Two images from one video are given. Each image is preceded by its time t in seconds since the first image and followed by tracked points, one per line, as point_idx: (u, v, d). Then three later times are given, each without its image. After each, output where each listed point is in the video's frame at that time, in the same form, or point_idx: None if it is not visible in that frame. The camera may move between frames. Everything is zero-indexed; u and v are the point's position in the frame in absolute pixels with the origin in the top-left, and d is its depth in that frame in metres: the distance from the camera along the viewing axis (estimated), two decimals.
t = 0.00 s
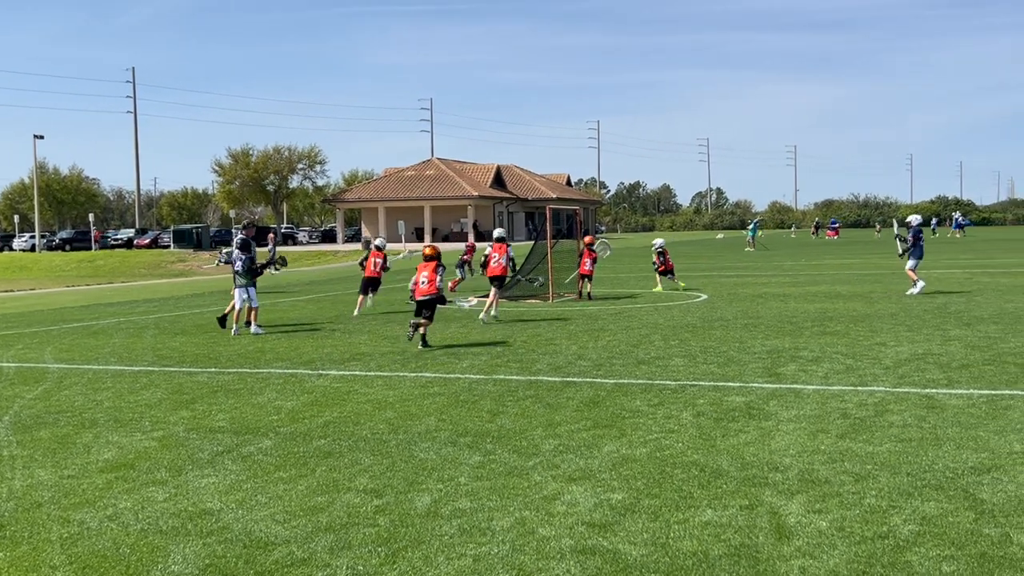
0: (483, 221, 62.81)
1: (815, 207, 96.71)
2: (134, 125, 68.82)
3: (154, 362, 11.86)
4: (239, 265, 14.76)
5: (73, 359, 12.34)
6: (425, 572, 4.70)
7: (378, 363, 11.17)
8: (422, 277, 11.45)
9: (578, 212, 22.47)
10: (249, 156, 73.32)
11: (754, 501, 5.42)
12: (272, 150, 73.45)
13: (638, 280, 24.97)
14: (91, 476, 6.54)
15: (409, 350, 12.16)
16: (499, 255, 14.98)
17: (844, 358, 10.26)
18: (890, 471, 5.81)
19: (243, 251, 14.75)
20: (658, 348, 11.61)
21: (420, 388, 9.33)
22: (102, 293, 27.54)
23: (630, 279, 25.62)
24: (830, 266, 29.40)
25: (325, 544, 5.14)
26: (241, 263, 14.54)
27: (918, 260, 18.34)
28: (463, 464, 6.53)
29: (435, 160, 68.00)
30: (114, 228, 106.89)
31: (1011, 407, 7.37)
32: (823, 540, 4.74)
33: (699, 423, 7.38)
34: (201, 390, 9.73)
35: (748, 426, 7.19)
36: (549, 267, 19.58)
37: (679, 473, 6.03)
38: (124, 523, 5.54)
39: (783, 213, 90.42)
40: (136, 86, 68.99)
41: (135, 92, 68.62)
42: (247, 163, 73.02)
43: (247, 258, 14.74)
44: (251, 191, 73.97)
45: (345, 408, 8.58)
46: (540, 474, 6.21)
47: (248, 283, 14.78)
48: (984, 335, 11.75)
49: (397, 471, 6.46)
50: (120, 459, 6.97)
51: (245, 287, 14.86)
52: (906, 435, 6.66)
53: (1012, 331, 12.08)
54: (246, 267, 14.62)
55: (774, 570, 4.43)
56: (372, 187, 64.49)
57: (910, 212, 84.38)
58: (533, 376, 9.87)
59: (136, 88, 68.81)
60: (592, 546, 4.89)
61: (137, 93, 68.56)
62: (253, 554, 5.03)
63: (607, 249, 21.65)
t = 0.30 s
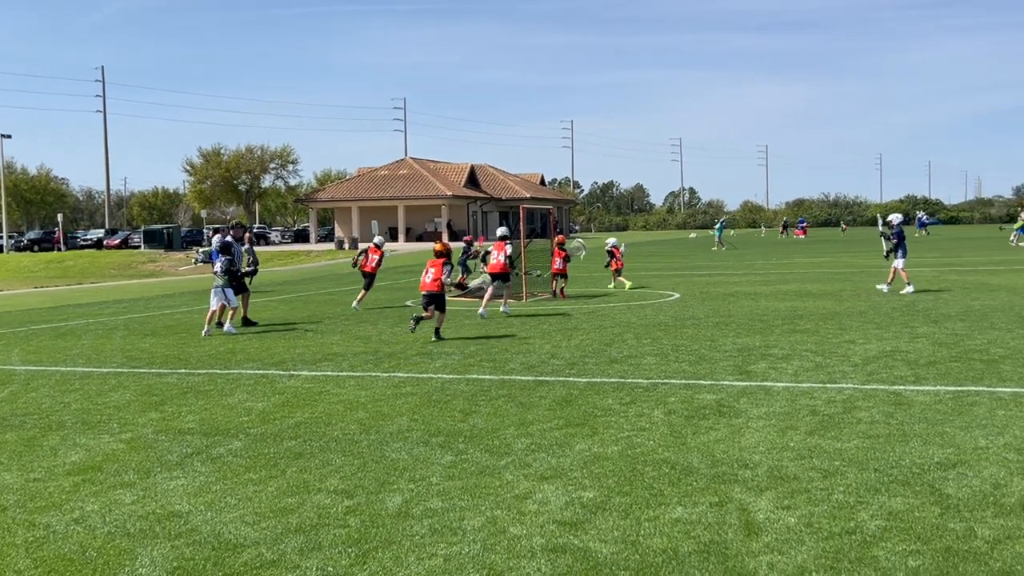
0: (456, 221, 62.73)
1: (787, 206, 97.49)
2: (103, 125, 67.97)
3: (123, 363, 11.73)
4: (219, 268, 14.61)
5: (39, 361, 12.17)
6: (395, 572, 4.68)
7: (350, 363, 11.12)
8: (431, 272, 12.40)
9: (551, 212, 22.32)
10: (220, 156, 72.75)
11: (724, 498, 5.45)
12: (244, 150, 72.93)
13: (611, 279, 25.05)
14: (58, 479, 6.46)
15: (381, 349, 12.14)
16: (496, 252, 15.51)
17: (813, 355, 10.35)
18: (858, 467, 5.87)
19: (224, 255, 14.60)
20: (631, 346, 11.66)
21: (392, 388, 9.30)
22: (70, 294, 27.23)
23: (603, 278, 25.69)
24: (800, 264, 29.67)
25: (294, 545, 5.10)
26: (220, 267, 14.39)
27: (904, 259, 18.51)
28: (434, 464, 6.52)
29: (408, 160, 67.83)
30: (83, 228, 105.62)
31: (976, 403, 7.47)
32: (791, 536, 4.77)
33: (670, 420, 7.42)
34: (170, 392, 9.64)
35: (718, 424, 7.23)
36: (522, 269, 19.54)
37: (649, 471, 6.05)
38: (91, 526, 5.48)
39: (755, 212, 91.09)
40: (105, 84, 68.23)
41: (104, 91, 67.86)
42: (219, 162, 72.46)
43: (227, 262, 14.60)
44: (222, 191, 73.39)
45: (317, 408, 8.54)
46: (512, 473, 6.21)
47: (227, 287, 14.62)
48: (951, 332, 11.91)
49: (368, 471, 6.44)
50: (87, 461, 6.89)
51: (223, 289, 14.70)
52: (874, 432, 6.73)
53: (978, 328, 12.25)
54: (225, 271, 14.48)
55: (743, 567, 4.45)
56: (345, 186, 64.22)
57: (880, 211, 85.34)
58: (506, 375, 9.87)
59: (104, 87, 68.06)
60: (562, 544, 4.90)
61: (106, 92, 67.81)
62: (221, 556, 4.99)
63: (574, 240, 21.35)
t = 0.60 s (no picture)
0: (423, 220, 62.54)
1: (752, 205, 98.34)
2: (63, 123, 66.90)
3: (82, 365, 11.53)
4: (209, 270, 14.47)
5: None
6: (356, 573, 4.65)
7: (314, 363, 11.03)
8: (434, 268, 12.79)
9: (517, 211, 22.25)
10: (184, 155, 71.94)
11: (686, 495, 5.47)
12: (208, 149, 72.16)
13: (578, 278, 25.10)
14: (13, 483, 6.33)
15: (345, 349, 12.06)
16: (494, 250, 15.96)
17: (776, 353, 10.44)
18: (818, 463, 5.92)
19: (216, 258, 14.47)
20: (596, 345, 11.69)
21: (356, 389, 9.23)
22: (29, 295, 26.76)
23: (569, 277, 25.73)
24: (765, 264, 29.92)
25: (255, 547, 5.04)
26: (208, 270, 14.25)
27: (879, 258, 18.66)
28: (398, 464, 6.48)
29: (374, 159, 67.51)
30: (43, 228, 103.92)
31: (935, 399, 7.57)
32: (751, 533, 4.80)
33: (634, 419, 7.44)
34: (130, 393, 9.49)
35: (682, 421, 7.26)
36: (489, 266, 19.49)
37: (613, 469, 6.06)
38: (46, 530, 5.37)
39: (721, 212, 91.79)
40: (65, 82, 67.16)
41: (64, 89, 66.79)
42: (182, 161, 71.64)
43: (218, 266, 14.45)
44: (186, 190, 72.57)
45: (279, 409, 8.45)
46: (475, 473, 6.18)
47: (213, 289, 14.44)
48: (911, 330, 12.06)
49: (330, 472, 6.38)
50: (44, 464, 6.76)
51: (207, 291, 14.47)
52: (835, 428, 6.79)
53: (937, 325, 12.42)
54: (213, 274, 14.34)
55: (705, 563, 4.47)
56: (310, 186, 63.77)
57: (842, 211, 86.40)
58: (471, 374, 9.84)
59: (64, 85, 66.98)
60: (525, 543, 4.89)
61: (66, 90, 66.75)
62: (180, 559, 4.91)
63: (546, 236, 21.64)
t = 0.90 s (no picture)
0: (385, 220, 62.25)
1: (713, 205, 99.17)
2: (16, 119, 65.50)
3: (36, 366, 11.30)
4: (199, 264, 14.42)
5: None
6: None
7: (274, 364, 10.91)
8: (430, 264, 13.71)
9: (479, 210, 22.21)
10: (141, 153, 70.87)
11: (647, 494, 5.49)
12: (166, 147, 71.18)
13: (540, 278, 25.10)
14: None
15: (307, 350, 11.95)
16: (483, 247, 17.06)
17: (736, 352, 10.53)
18: (778, 461, 5.96)
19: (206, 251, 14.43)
20: (558, 344, 11.70)
21: (316, 390, 9.14)
22: None
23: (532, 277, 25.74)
24: (725, 263, 30.17)
25: (213, 551, 4.96)
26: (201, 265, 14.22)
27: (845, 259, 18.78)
28: (359, 466, 6.42)
29: (335, 158, 67.04)
30: None
31: (892, 397, 7.68)
32: (712, 531, 4.82)
33: (596, 418, 7.44)
34: (85, 395, 9.32)
35: (643, 420, 7.29)
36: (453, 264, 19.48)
37: (575, 469, 6.06)
38: None
39: (682, 211, 92.37)
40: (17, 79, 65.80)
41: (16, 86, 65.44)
42: (139, 160, 70.57)
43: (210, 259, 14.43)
44: (144, 189, 71.51)
45: (238, 411, 8.34)
46: (437, 474, 6.15)
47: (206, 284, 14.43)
48: (869, 328, 12.24)
49: (290, 474, 6.31)
50: None
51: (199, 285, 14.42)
52: (794, 427, 6.86)
53: (894, 323, 12.61)
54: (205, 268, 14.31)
55: (665, 562, 4.48)
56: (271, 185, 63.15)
57: (801, 211, 87.48)
58: (434, 375, 9.79)
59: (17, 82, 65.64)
60: (487, 544, 4.86)
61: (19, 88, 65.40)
62: (136, 565, 4.82)
63: (507, 231, 22.25)
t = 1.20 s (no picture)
0: (345, 218, 61.82)
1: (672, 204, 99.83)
2: None
3: None
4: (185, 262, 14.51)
5: None
6: None
7: (231, 365, 10.74)
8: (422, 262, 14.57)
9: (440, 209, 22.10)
10: (95, 151, 69.59)
11: (609, 494, 5.48)
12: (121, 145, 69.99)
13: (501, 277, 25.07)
14: None
15: (265, 350, 11.79)
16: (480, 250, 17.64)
17: (696, 351, 10.58)
18: (738, 460, 5.99)
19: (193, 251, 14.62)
20: (519, 344, 11.67)
21: (275, 391, 9.02)
22: None
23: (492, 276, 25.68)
24: (684, 262, 30.39)
25: (168, 557, 4.86)
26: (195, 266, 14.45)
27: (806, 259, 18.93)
28: (318, 468, 6.34)
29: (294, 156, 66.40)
30: None
31: (849, 395, 7.76)
32: (674, 531, 4.82)
33: (558, 417, 7.42)
34: (36, 398, 9.09)
35: (604, 420, 7.28)
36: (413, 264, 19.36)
37: (536, 469, 6.04)
38: None
39: (641, 211, 92.93)
40: None
41: None
42: (93, 157, 69.30)
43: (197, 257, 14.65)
44: (98, 187, 70.25)
45: (195, 413, 8.19)
46: (398, 475, 6.09)
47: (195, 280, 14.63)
48: (825, 327, 12.38)
49: (248, 477, 6.21)
50: None
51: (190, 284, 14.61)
52: (754, 425, 6.90)
53: (850, 322, 12.77)
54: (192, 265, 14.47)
55: (627, 563, 4.47)
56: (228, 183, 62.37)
57: (758, 211, 88.45)
58: (394, 375, 9.70)
59: None
60: (448, 547, 4.82)
61: None
62: (89, 572, 4.70)
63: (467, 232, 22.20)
